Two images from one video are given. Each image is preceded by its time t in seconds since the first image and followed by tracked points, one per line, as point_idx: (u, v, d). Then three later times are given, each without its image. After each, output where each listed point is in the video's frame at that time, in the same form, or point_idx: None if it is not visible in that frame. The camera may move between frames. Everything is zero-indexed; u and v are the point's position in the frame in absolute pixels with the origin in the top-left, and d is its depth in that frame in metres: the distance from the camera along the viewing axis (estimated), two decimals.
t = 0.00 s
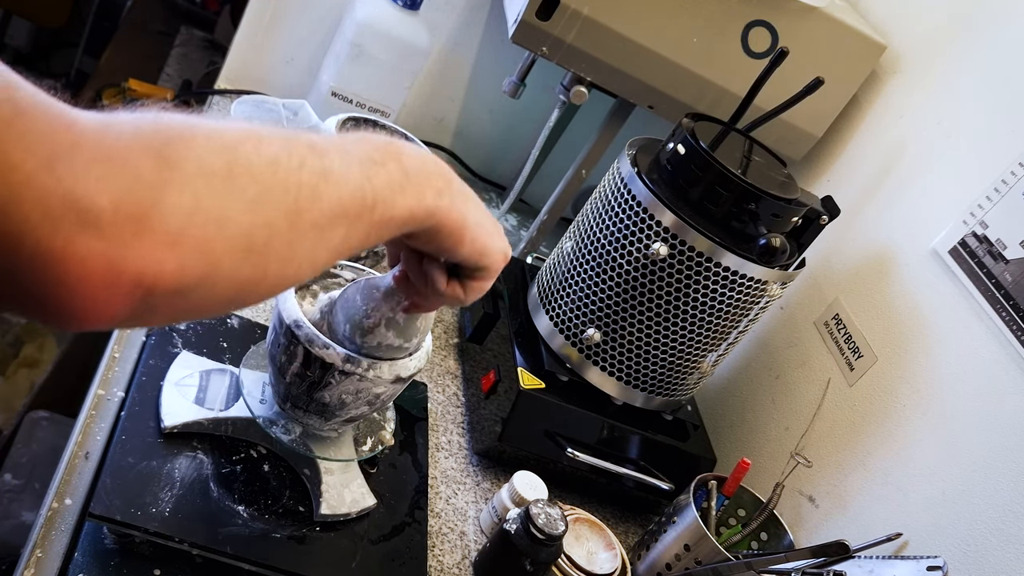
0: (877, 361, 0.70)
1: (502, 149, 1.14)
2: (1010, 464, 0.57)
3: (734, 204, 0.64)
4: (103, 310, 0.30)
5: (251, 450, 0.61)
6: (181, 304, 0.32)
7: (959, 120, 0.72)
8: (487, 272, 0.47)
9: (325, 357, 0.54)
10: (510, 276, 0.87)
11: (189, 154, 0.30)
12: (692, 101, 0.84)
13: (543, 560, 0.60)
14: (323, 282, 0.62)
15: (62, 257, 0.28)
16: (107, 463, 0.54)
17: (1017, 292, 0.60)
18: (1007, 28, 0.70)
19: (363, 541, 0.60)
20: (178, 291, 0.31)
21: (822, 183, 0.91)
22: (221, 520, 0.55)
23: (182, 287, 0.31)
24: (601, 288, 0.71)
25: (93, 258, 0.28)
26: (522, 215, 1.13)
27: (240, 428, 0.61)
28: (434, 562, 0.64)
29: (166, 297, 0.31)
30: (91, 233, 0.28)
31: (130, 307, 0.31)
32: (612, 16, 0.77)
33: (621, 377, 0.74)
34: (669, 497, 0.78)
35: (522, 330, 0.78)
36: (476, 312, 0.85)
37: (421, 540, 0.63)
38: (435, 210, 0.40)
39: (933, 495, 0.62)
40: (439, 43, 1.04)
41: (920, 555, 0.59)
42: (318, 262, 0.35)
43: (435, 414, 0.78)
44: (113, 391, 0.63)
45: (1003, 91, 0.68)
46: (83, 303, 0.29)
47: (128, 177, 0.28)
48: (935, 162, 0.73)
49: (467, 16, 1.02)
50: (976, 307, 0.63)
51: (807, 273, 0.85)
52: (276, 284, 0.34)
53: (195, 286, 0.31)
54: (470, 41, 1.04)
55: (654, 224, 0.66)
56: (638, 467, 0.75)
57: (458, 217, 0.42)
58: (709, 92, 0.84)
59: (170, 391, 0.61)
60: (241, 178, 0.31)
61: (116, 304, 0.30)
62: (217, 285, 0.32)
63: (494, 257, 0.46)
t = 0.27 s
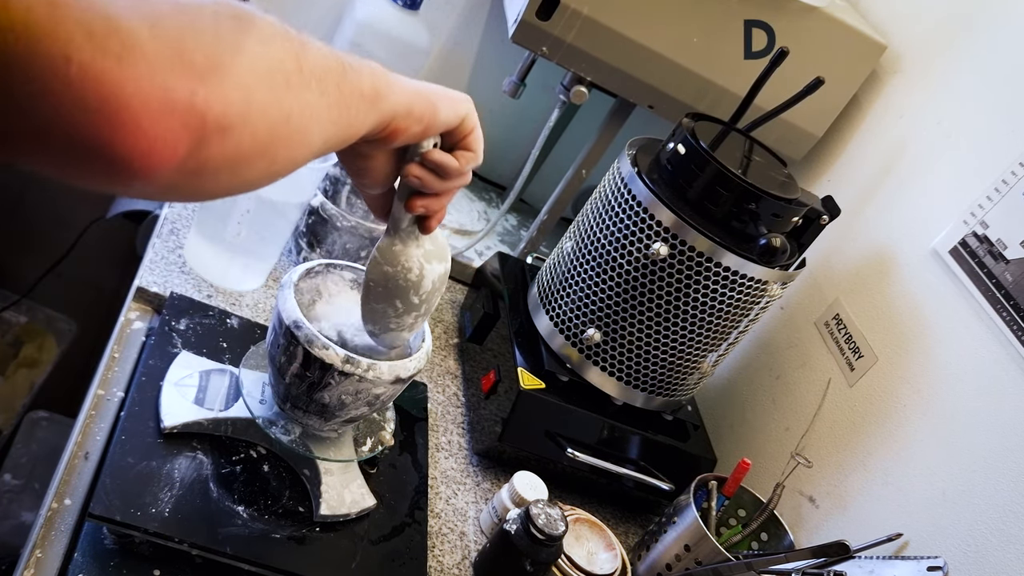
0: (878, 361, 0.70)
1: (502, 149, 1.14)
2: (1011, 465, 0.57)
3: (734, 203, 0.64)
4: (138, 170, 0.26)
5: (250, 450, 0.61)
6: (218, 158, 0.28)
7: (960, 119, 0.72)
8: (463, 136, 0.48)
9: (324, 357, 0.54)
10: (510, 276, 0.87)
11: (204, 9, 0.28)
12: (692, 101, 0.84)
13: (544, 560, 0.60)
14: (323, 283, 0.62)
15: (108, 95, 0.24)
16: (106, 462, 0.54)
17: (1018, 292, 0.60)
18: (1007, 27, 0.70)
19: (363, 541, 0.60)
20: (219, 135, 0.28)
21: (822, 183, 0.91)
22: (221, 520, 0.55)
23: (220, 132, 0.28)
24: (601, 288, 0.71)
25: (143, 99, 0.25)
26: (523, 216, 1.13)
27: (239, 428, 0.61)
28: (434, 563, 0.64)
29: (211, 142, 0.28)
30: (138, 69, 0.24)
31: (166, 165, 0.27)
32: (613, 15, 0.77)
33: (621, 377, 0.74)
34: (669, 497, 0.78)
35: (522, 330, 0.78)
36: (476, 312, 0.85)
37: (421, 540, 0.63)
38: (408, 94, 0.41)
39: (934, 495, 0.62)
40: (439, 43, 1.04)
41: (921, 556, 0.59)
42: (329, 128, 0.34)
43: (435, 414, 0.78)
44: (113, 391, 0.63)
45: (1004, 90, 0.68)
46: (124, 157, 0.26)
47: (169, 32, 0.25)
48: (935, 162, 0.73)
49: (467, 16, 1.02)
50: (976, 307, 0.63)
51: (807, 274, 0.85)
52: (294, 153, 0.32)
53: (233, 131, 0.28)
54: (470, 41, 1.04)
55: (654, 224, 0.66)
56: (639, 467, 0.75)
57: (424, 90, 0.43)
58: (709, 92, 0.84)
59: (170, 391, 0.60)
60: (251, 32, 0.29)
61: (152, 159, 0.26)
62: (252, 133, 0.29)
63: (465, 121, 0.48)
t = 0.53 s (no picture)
0: (879, 362, 0.70)
1: (503, 149, 1.14)
2: (1013, 466, 0.56)
3: (735, 203, 0.64)
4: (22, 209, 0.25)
5: (250, 451, 0.61)
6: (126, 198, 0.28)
7: (961, 119, 0.71)
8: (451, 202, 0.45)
9: (324, 357, 0.54)
10: (510, 275, 0.87)
11: (167, 58, 0.28)
12: (693, 101, 0.84)
13: (544, 562, 0.60)
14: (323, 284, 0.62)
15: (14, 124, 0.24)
16: (105, 463, 0.54)
17: (1019, 292, 0.60)
18: (1009, 27, 0.70)
19: (362, 543, 0.60)
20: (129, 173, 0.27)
21: (823, 183, 0.91)
22: (220, 521, 0.55)
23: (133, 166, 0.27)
24: (602, 288, 0.71)
25: (48, 133, 0.24)
26: (523, 216, 1.13)
27: (238, 428, 0.61)
28: (434, 564, 0.64)
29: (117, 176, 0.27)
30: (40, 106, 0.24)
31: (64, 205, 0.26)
32: (613, 14, 0.77)
33: (622, 378, 0.74)
34: (670, 498, 0.77)
35: (522, 330, 0.78)
36: (476, 312, 0.84)
37: (421, 541, 0.63)
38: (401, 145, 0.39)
39: (935, 496, 0.61)
40: (438, 42, 1.04)
41: (923, 557, 0.59)
42: (274, 174, 0.33)
43: (435, 415, 0.78)
44: (112, 391, 0.62)
45: (1006, 89, 0.68)
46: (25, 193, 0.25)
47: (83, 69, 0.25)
48: (936, 161, 0.73)
49: (467, 15, 1.02)
50: (978, 308, 0.63)
51: (808, 274, 0.85)
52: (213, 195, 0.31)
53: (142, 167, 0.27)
54: (470, 40, 1.04)
55: (654, 224, 0.66)
56: (639, 468, 0.75)
57: (421, 141, 0.40)
58: (710, 92, 0.84)
59: (169, 391, 0.60)
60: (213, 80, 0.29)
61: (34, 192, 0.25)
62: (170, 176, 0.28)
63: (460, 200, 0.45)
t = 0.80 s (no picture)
0: (878, 361, 0.70)
1: (502, 149, 1.14)
2: (1012, 465, 0.57)
3: (734, 203, 0.64)
4: None
5: (250, 450, 0.61)
6: None
7: (960, 119, 0.72)
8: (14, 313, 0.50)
9: (324, 357, 0.54)
10: (510, 275, 0.87)
11: None
12: (692, 101, 0.84)
13: (543, 561, 0.60)
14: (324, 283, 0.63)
15: None
16: (106, 463, 0.54)
17: (1018, 292, 0.60)
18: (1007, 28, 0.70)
19: (363, 542, 0.60)
20: None
21: (822, 183, 0.91)
22: (221, 520, 0.55)
23: None
24: (601, 288, 0.71)
25: None
26: (522, 216, 1.13)
27: (239, 428, 0.61)
28: (434, 563, 0.64)
29: None
30: None
31: None
32: (612, 15, 0.77)
33: (621, 377, 0.74)
34: (669, 497, 0.78)
35: (522, 330, 0.78)
36: (476, 312, 0.85)
37: (421, 540, 0.63)
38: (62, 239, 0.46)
39: (933, 496, 0.62)
40: (438, 43, 1.04)
41: (921, 556, 0.59)
42: None
43: (435, 414, 0.78)
44: (113, 391, 0.63)
45: (1004, 89, 0.68)
46: None
47: None
48: (934, 162, 0.73)
49: (466, 15, 1.02)
50: (976, 308, 0.63)
51: (807, 274, 0.85)
52: None
53: None
54: (470, 41, 1.04)
55: (654, 224, 0.66)
56: (639, 467, 0.75)
57: None
58: (709, 92, 0.84)
59: (170, 391, 0.60)
60: None
61: None
62: None
63: (133, 273, 0.49)
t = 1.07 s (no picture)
0: (877, 361, 0.70)
1: (502, 149, 1.14)
2: (1011, 465, 0.57)
3: (733, 203, 0.64)
4: None
5: (251, 450, 0.61)
6: None
7: (959, 119, 0.72)
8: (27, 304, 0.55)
9: (325, 357, 0.54)
10: (510, 275, 0.87)
11: None
12: (692, 101, 0.85)
13: (543, 560, 0.60)
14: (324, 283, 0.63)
15: None
16: (107, 462, 0.54)
17: (1017, 292, 0.60)
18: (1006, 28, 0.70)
19: (363, 541, 0.60)
20: None
21: (821, 183, 0.91)
22: (221, 520, 0.55)
23: None
24: (601, 288, 0.71)
25: None
26: (522, 216, 1.14)
27: (240, 428, 0.61)
28: (434, 562, 0.64)
29: None
30: None
31: None
32: (612, 15, 0.77)
33: (621, 377, 0.74)
34: (669, 497, 0.78)
35: (522, 330, 0.78)
36: (476, 312, 0.85)
37: (421, 540, 0.63)
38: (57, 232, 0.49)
39: (932, 495, 0.62)
40: (438, 44, 1.04)
41: (921, 555, 0.59)
42: None
43: (435, 414, 0.78)
44: (113, 390, 0.63)
45: (1003, 90, 0.68)
46: None
47: None
48: (933, 162, 0.73)
49: (466, 16, 1.02)
50: (975, 308, 0.63)
51: (807, 274, 0.85)
52: None
53: None
54: (470, 41, 1.04)
55: (654, 224, 0.66)
56: (638, 467, 0.75)
57: None
58: (708, 93, 0.84)
59: (171, 390, 0.61)
60: None
61: None
62: None
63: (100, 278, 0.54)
